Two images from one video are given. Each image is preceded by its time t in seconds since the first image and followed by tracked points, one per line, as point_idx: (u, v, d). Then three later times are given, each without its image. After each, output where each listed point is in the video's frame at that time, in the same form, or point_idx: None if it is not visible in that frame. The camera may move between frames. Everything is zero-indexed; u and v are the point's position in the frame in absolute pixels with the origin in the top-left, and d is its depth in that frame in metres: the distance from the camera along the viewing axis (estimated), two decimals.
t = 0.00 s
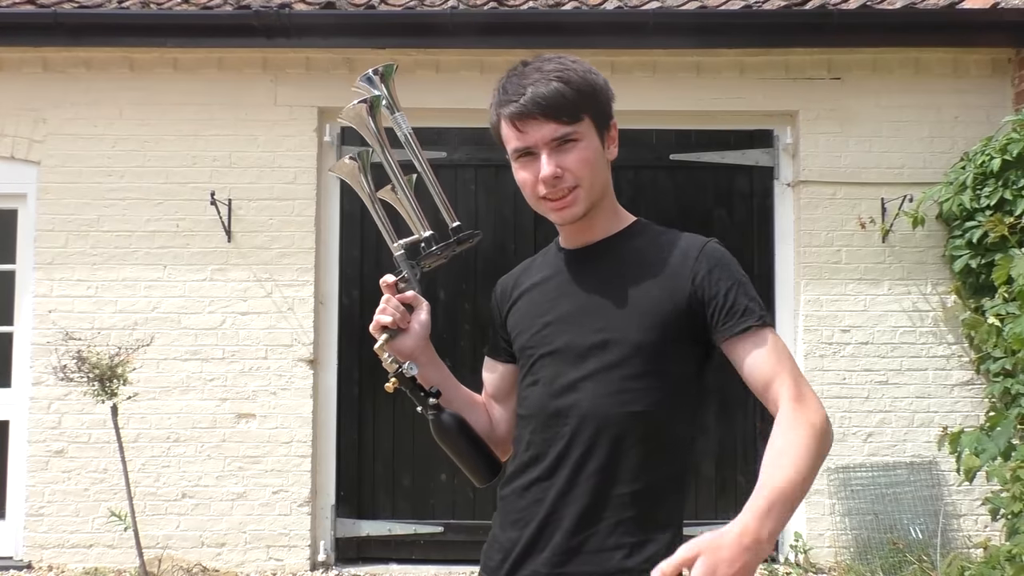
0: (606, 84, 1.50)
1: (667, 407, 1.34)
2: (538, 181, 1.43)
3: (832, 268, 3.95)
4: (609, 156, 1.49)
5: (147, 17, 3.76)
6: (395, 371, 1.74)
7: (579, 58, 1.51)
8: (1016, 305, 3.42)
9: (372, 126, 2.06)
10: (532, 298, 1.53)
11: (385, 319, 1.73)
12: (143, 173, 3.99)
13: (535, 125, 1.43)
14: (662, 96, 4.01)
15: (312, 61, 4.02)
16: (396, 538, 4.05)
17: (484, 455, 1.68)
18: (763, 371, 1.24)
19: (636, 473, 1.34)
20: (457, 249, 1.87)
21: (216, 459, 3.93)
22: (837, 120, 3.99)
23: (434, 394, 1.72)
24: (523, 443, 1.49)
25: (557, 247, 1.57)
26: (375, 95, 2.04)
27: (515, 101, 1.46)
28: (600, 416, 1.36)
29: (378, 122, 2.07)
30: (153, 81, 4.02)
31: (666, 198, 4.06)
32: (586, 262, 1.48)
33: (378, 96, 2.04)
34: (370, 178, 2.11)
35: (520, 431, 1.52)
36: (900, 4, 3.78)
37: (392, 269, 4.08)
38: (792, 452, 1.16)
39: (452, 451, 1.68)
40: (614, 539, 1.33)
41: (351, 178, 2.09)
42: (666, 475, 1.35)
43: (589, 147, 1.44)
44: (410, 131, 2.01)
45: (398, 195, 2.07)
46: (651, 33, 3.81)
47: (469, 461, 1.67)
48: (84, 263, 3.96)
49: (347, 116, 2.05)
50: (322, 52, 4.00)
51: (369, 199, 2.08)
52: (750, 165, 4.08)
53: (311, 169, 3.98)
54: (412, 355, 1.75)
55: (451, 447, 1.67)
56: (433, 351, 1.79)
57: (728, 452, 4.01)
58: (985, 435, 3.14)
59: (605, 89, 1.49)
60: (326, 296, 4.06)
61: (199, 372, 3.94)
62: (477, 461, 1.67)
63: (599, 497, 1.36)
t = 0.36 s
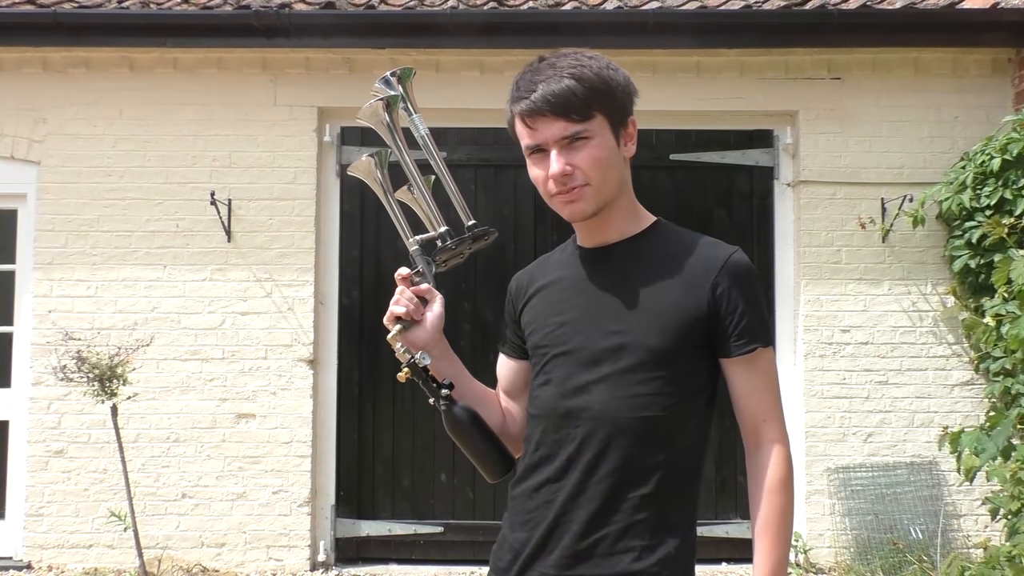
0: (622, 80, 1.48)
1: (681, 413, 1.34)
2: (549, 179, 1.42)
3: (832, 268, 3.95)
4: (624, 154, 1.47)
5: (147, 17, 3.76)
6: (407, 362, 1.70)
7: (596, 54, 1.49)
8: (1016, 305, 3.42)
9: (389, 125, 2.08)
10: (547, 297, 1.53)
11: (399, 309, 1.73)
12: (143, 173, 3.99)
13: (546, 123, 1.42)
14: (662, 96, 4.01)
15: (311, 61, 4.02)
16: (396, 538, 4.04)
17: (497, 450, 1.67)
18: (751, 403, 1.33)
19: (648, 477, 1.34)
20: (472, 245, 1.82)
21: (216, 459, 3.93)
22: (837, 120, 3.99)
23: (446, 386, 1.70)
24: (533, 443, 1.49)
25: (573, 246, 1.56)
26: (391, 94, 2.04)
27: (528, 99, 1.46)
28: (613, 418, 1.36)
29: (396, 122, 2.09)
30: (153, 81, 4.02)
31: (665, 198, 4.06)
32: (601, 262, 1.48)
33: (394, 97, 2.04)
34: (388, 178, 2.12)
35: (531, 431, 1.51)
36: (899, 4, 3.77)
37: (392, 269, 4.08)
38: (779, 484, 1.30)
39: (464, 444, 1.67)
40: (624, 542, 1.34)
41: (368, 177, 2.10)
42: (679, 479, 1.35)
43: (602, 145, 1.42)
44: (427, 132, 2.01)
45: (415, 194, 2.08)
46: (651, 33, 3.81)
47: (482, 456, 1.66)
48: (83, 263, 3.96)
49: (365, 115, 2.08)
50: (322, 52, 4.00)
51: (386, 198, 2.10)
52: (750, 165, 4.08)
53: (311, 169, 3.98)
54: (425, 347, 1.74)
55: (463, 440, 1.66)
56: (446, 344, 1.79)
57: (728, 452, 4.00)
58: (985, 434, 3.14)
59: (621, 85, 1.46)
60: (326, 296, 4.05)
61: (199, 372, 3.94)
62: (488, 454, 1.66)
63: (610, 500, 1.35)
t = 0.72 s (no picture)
0: (633, 79, 1.48)
1: (689, 414, 1.34)
2: (563, 181, 1.42)
3: (832, 268, 3.95)
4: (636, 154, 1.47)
5: (147, 17, 3.75)
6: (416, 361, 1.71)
7: (607, 53, 1.48)
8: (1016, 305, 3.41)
9: (397, 125, 2.08)
10: (555, 296, 1.53)
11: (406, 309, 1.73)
12: (143, 173, 3.99)
13: (560, 124, 1.41)
14: (662, 95, 4.01)
15: (311, 61, 4.02)
16: (396, 538, 4.04)
17: (504, 450, 1.66)
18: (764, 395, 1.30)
19: (656, 479, 1.34)
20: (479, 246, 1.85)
21: (216, 459, 3.93)
22: (836, 120, 3.99)
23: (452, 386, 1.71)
24: (539, 443, 1.49)
25: (581, 246, 1.56)
26: (399, 94, 2.04)
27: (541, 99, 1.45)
28: (621, 419, 1.36)
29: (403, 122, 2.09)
30: (153, 81, 4.02)
31: (665, 198, 4.06)
32: (610, 263, 1.47)
33: (403, 97, 2.04)
34: (394, 177, 2.12)
35: (537, 430, 1.51)
36: (900, 4, 3.77)
37: (392, 269, 4.08)
38: (793, 478, 1.27)
39: (469, 445, 1.66)
40: (631, 544, 1.34)
41: (374, 176, 2.10)
42: (685, 481, 1.35)
43: (616, 146, 1.42)
44: (434, 133, 2.02)
45: (421, 194, 2.08)
46: (652, 33, 3.81)
47: (488, 456, 1.65)
48: (83, 263, 3.96)
49: (374, 114, 2.08)
50: (322, 52, 4.00)
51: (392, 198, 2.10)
52: (750, 165, 4.07)
53: (311, 169, 3.98)
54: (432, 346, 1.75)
55: (469, 442, 1.66)
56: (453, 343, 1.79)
57: (728, 452, 4.00)
58: (985, 435, 3.14)
59: (633, 85, 1.46)
60: (326, 296, 4.05)
61: (199, 372, 3.94)
62: (493, 454, 1.65)
63: (617, 502, 1.36)
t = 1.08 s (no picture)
0: (605, 83, 1.43)
1: (689, 419, 1.34)
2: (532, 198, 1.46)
3: (832, 267, 3.95)
4: (617, 160, 1.43)
5: (147, 17, 3.76)
6: (419, 367, 1.71)
7: (579, 61, 1.46)
8: (1017, 305, 3.41)
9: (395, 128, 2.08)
10: (561, 298, 1.53)
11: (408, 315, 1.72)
12: (143, 173, 3.99)
13: (522, 145, 1.44)
14: (661, 96, 4.01)
15: (311, 61, 4.02)
16: (396, 538, 4.04)
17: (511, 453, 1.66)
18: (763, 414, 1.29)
19: (655, 483, 1.34)
20: (482, 246, 1.85)
21: (216, 458, 3.93)
22: (837, 120, 3.99)
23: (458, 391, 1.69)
24: (542, 444, 1.50)
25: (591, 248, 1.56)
26: (395, 96, 2.05)
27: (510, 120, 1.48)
28: (620, 422, 1.36)
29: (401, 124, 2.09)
30: (153, 81, 4.02)
31: (665, 198, 4.06)
32: (613, 266, 1.47)
33: (399, 98, 2.05)
34: (394, 179, 2.12)
35: (541, 432, 1.52)
36: (900, 4, 3.77)
37: (392, 269, 4.07)
38: (794, 499, 1.25)
39: (478, 449, 1.65)
40: (628, 549, 1.33)
41: (375, 179, 2.10)
42: (685, 487, 1.34)
43: (580, 159, 1.40)
44: (433, 132, 2.01)
45: (422, 195, 2.07)
46: (652, 33, 3.81)
47: (499, 460, 1.65)
48: (84, 263, 3.96)
49: (370, 117, 2.09)
50: (322, 52, 4.00)
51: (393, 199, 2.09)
52: (750, 165, 4.07)
53: (311, 169, 3.98)
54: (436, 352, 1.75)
55: (479, 446, 1.65)
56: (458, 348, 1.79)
57: (728, 452, 4.00)
58: (985, 435, 3.13)
59: (600, 91, 1.42)
60: (326, 296, 4.05)
61: (199, 372, 3.94)
62: (502, 457, 1.65)
63: (615, 505, 1.36)
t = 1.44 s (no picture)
0: (667, 77, 1.45)
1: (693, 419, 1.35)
2: (589, 176, 1.40)
3: (832, 268, 3.95)
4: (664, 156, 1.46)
5: (147, 17, 3.76)
6: (406, 373, 1.73)
7: (645, 49, 1.45)
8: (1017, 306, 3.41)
9: (391, 125, 2.08)
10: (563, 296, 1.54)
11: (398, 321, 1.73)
12: (143, 173, 3.99)
13: (594, 118, 1.38)
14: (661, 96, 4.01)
15: (312, 61, 4.02)
16: (396, 538, 4.05)
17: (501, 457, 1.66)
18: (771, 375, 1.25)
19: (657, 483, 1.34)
20: (477, 248, 1.85)
21: (216, 459, 3.93)
22: (837, 120, 3.99)
23: (446, 398, 1.71)
24: (542, 443, 1.49)
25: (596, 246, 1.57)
26: (393, 94, 2.05)
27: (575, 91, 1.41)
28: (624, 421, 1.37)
29: (397, 121, 2.10)
30: (153, 81, 4.02)
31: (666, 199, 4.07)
32: (617, 264, 1.48)
33: (397, 95, 2.05)
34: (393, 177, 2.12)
35: (542, 430, 1.52)
36: (900, 4, 3.77)
37: (392, 269, 4.07)
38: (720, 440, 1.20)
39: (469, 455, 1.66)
40: (630, 549, 1.34)
41: (373, 178, 2.10)
42: (688, 486, 1.36)
43: (647, 147, 1.40)
44: (432, 130, 2.01)
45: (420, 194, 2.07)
46: (652, 33, 3.81)
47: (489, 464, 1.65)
48: (84, 263, 3.96)
49: (365, 116, 2.09)
50: (323, 52, 4.00)
51: (391, 198, 2.09)
52: (750, 165, 4.07)
53: (311, 169, 3.98)
54: (426, 358, 1.73)
55: (468, 452, 1.65)
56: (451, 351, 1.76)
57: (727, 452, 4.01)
58: (985, 435, 3.14)
59: (667, 84, 1.43)
60: (326, 296, 4.05)
61: (199, 372, 3.94)
62: (490, 461, 1.65)
63: (617, 505, 1.36)
